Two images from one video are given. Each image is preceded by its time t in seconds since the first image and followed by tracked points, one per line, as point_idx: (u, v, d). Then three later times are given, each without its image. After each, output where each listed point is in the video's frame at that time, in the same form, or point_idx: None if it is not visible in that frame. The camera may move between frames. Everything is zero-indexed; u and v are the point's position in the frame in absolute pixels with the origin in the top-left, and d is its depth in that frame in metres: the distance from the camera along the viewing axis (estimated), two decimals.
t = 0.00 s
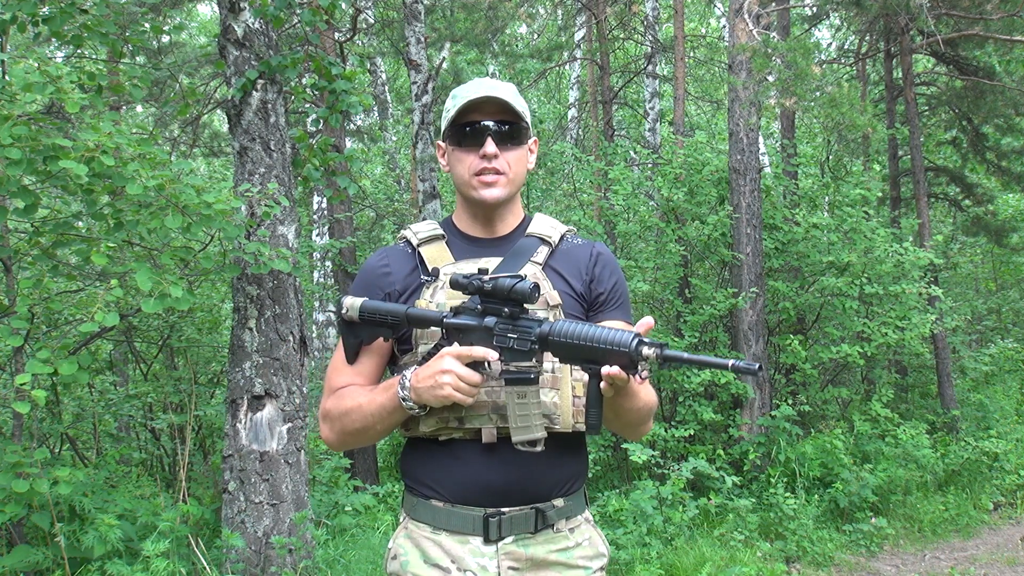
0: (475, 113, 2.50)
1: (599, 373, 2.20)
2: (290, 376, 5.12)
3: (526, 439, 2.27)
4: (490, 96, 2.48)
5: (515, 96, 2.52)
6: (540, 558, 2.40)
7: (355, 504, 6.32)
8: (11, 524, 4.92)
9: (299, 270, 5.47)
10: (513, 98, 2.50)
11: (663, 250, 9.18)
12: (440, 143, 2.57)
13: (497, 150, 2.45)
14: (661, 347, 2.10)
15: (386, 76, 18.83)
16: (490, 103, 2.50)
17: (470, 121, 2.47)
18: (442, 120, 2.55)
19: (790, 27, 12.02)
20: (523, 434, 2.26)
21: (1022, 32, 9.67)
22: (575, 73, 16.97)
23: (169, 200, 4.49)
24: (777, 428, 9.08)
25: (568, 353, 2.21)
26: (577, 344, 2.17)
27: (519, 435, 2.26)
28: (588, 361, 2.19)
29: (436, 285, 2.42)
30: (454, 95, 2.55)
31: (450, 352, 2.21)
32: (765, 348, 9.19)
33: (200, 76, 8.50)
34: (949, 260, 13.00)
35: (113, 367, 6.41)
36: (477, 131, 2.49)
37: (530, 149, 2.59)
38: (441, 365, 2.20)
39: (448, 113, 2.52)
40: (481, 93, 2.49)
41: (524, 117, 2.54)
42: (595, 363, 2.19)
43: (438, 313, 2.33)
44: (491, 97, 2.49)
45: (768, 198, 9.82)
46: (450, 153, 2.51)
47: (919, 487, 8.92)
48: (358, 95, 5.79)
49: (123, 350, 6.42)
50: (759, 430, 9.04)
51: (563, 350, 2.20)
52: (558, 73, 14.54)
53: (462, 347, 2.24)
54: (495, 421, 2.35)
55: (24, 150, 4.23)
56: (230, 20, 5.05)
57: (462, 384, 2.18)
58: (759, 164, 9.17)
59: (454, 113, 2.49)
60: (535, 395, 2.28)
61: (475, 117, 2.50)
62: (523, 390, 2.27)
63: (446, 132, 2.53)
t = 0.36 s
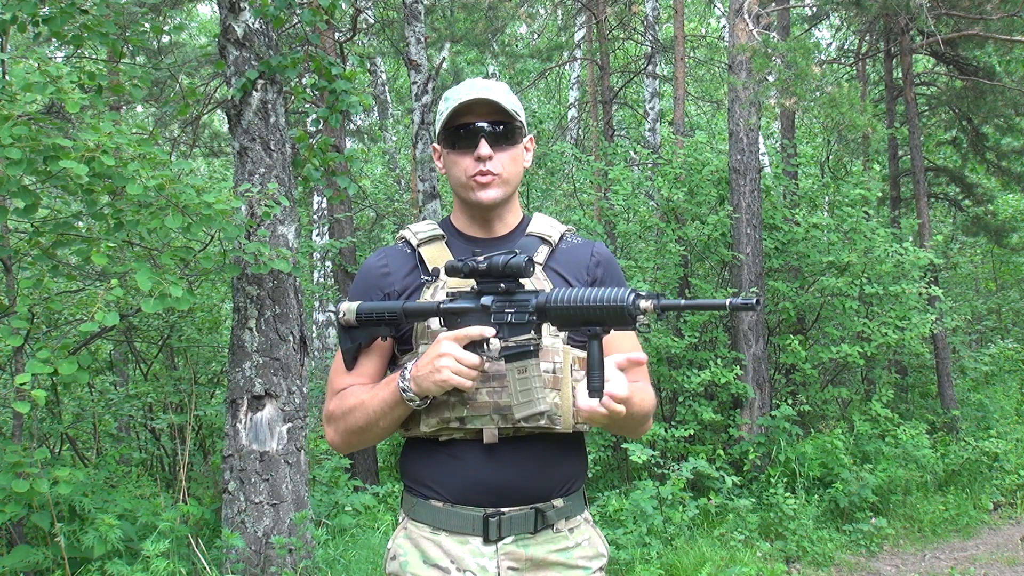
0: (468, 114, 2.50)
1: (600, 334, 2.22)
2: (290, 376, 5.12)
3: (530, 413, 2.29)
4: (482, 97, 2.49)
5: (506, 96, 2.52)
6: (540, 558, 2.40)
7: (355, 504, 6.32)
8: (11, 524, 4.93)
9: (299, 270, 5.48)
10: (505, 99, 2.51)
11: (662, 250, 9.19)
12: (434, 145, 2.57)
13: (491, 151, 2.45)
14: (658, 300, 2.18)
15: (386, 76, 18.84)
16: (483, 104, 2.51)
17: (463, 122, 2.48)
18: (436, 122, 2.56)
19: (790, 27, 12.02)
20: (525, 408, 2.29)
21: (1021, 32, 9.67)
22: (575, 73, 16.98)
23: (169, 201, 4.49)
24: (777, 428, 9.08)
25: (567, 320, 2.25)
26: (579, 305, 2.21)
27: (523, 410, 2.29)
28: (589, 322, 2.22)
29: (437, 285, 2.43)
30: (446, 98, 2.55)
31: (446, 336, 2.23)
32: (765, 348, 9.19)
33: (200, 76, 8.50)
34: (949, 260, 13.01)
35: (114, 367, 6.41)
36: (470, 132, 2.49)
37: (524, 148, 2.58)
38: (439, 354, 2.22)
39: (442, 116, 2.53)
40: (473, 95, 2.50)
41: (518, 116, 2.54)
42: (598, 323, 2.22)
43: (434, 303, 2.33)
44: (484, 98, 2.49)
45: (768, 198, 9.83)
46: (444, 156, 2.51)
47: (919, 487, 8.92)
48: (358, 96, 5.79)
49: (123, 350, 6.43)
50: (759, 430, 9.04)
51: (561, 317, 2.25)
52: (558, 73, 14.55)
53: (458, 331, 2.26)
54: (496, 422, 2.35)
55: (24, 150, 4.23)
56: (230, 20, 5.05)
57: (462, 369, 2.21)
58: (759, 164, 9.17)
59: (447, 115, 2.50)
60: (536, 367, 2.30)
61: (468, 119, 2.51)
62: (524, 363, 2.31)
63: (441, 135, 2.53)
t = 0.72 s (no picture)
0: (465, 115, 2.49)
1: (612, 377, 2.18)
2: (290, 376, 5.12)
3: (525, 447, 2.19)
4: (479, 99, 2.48)
5: (504, 97, 2.52)
6: (537, 559, 2.40)
7: (355, 504, 6.32)
8: (11, 524, 4.93)
9: (299, 270, 5.47)
10: (502, 99, 2.50)
11: (663, 250, 9.19)
12: (432, 146, 2.57)
13: (490, 153, 2.44)
14: (676, 350, 2.14)
15: (386, 75, 18.85)
16: (481, 105, 2.50)
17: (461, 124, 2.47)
18: (434, 123, 2.55)
19: (790, 27, 12.02)
20: (520, 441, 2.19)
21: (1021, 32, 9.68)
22: (574, 73, 16.98)
23: (170, 200, 4.49)
24: (777, 428, 9.08)
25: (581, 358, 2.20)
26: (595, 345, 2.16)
27: (517, 440, 2.19)
28: (602, 362, 2.16)
29: (435, 287, 2.43)
30: (443, 98, 2.55)
31: (450, 355, 2.21)
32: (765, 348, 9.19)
33: (200, 76, 8.50)
34: (949, 260, 13.01)
35: (114, 367, 6.41)
36: (468, 134, 2.49)
37: (522, 148, 2.58)
38: (440, 373, 2.19)
39: (439, 117, 2.52)
40: (470, 96, 2.49)
41: (515, 116, 2.53)
42: (610, 365, 2.17)
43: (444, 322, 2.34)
44: (482, 99, 2.48)
45: (768, 198, 9.83)
46: (442, 157, 2.51)
47: (919, 487, 8.92)
48: (358, 96, 5.79)
49: (123, 350, 6.43)
50: (759, 430, 9.04)
51: (575, 357, 2.20)
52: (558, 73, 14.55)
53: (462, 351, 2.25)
54: (495, 425, 2.33)
55: (24, 150, 4.23)
56: (230, 20, 5.05)
57: (460, 391, 2.15)
58: (759, 164, 9.16)
59: (445, 116, 2.50)
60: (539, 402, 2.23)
61: (466, 120, 2.50)
62: (526, 395, 2.23)
63: (438, 137, 2.53)
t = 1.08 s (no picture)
0: (465, 120, 2.48)
1: (621, 395, 2.20)
2: (290, 376, 5.12)
3: (527, 460, 2.18)
4: (480, 104, 2.46)
5: (504, 101, 2.50)
6: (538, 559, 2.40)
7: (355, 504, 6.32)
8: (11, 524, 4.93)
9: (299, 270, 5.47)
10: (500, 103, 2.48)
11: (663, 250, 9.20)
12: (432, 148, 2.56)
13: (490, 159, 2.44)
14: (686, 370, 2.22)
15: (387, 76, 18.85)
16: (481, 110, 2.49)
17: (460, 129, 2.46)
18: (434, 126, 2.54)
19: (790, 27, 12.02)
20: (523, 455, 2.18)
21: (1021, 32, 9.67)
22: (575, 73, 16.98)
23: (170, 201, 4.49)
24: (777, 428, 9.08)
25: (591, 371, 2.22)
26: (607, 363, 2.18)
27: (519, 454, 2.19)
28: (611, 380, 2.19)
29: (435, 288, 2.44)
30: (443, 101, 2.53)
31: (460, 366, 2.23)
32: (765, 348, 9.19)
33: (201, 76, 8.51)
34: (949, 260, 13.01)
35: (114, 367, 6.41)
36: (469, 138, 2.48)
37: (523, 149, 2.57)
38: (448, 381, 2.19)
39: (439, 120, 2.50)
40: (470, 100, 2.47)
41: (516, 119, 2.52)
42: (620, 383, 2.19)
43: (450, 332, 2.37)
44: (482, 104, 2.46)
45: (768, 198, 9.83)
46: (443, 160, 2.51)
47: (920, 487, 8.92)
48: (358, 96, 5.79)
49: (123, 350, 6.43)
50: (759, 430, 9.04)
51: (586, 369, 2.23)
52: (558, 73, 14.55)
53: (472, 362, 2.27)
54: (495, 425, 2.34)
55: (24, 150, 4.23)
56: (230, 20, 5.05)
57: (463, 400, 2.16)
58: (759, 164, 9.16)
59: (445, 120, 2.48)
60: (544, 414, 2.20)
61: (466, 124, 2.49)
62: (531, 408, 2.21)
63: (439, 140, 2.52)
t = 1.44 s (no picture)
0: (468, 119, 2.47)
1: (618, 397, 2.19)
2: (290, 376, 5.12)
3: (519, 459, 2.15)
4: (482, 104, 2.46)
5: (505, 101, 2.49)
6: (538, 559, 2.40)
7: (355, 504, 6.32)
8: (11, 524, 4.93)
9: (299, 270, 5.47)
10: (502, 103, 2.47)
11: (663, 250, 9.20)
12: (435, 147, 2.56)
13: (492, 159, 2.43)
14: (685, 374, 2.18)
15: (386, 76, 18.87)
16: (483, 109, 2.48)
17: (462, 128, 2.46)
18: (437, 125, 2.53)
19: (790, 27, 12.02)
20: (516, 453, 2.15)
21: (1021, 32, 9.68)
22: (574, 73, 16.99)
23: (170, 201, 4.49)
24: (777, 428, 9.08)
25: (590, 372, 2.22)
26: (605, 365, 2.19)
27: (511, 452, 2.16)
28: (608, 382, 2.19)
29: (436, 284, 2.44)
30: (446, 100, 2.53)
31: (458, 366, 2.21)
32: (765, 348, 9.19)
33: (201, 77, 8.51)
34: (949, 260, 13.02)
35: (114, 367, 6.41)
36: (471, 138, 2.47)
37: (525, 149, 2.56)
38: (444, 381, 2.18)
39: (442, 120, 2.50)
40: (472, 100, 2.46)
41: (518, 119, 2.51)
42: (618, 385, 2.19)
43: (449, 331, 2.37)
44: (485, 105, 2.45)
45: (768, 198, 9.83)
46: (445, 159, 2.50)
47: (919, 487, 8.92)
48: (358, 95, 5.78)
49: (123, 350, 6.43)
50: (759, 430, 9.04)
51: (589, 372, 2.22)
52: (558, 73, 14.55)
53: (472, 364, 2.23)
54: (494, 423, 2.34)
55: (24, 150, 4.22)
56: (230, 20, 5.05)
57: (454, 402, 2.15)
58: (759, 164, 9.16)
59: (448, 120, 2.47)
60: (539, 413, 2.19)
61: (469, 124, 2.48)
62: (526, 406, 2.20)
63: (441, 139, 2.51)
